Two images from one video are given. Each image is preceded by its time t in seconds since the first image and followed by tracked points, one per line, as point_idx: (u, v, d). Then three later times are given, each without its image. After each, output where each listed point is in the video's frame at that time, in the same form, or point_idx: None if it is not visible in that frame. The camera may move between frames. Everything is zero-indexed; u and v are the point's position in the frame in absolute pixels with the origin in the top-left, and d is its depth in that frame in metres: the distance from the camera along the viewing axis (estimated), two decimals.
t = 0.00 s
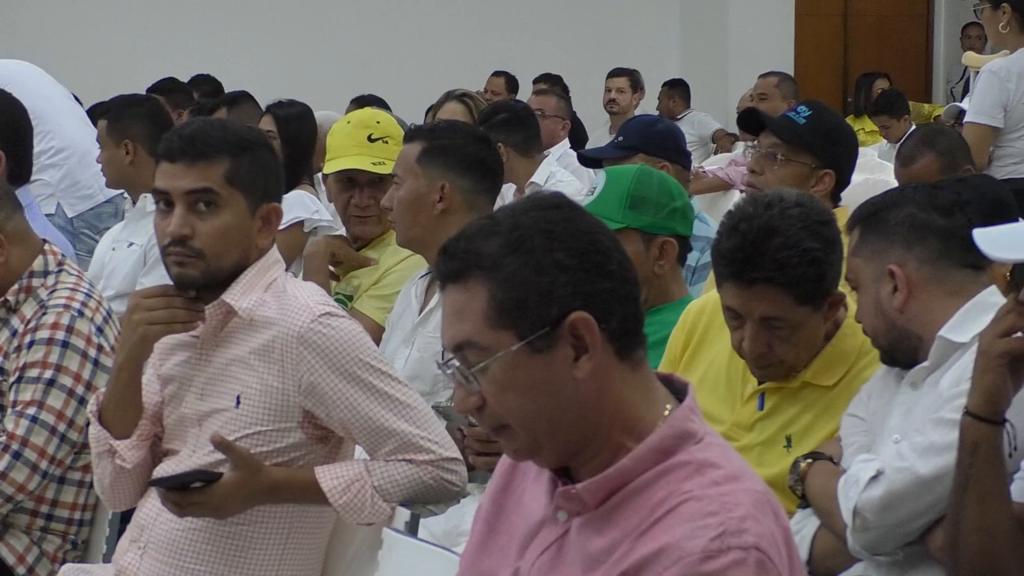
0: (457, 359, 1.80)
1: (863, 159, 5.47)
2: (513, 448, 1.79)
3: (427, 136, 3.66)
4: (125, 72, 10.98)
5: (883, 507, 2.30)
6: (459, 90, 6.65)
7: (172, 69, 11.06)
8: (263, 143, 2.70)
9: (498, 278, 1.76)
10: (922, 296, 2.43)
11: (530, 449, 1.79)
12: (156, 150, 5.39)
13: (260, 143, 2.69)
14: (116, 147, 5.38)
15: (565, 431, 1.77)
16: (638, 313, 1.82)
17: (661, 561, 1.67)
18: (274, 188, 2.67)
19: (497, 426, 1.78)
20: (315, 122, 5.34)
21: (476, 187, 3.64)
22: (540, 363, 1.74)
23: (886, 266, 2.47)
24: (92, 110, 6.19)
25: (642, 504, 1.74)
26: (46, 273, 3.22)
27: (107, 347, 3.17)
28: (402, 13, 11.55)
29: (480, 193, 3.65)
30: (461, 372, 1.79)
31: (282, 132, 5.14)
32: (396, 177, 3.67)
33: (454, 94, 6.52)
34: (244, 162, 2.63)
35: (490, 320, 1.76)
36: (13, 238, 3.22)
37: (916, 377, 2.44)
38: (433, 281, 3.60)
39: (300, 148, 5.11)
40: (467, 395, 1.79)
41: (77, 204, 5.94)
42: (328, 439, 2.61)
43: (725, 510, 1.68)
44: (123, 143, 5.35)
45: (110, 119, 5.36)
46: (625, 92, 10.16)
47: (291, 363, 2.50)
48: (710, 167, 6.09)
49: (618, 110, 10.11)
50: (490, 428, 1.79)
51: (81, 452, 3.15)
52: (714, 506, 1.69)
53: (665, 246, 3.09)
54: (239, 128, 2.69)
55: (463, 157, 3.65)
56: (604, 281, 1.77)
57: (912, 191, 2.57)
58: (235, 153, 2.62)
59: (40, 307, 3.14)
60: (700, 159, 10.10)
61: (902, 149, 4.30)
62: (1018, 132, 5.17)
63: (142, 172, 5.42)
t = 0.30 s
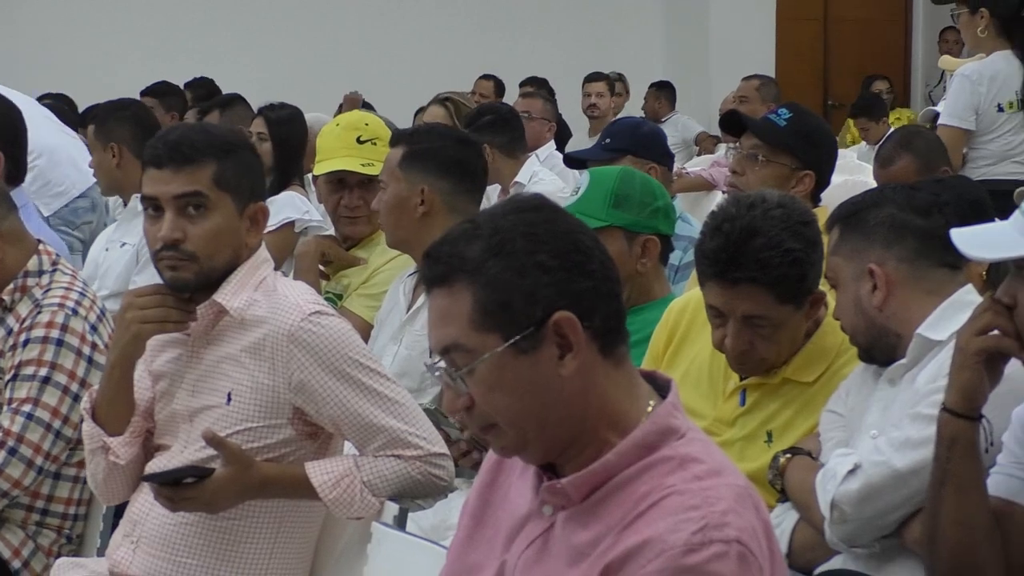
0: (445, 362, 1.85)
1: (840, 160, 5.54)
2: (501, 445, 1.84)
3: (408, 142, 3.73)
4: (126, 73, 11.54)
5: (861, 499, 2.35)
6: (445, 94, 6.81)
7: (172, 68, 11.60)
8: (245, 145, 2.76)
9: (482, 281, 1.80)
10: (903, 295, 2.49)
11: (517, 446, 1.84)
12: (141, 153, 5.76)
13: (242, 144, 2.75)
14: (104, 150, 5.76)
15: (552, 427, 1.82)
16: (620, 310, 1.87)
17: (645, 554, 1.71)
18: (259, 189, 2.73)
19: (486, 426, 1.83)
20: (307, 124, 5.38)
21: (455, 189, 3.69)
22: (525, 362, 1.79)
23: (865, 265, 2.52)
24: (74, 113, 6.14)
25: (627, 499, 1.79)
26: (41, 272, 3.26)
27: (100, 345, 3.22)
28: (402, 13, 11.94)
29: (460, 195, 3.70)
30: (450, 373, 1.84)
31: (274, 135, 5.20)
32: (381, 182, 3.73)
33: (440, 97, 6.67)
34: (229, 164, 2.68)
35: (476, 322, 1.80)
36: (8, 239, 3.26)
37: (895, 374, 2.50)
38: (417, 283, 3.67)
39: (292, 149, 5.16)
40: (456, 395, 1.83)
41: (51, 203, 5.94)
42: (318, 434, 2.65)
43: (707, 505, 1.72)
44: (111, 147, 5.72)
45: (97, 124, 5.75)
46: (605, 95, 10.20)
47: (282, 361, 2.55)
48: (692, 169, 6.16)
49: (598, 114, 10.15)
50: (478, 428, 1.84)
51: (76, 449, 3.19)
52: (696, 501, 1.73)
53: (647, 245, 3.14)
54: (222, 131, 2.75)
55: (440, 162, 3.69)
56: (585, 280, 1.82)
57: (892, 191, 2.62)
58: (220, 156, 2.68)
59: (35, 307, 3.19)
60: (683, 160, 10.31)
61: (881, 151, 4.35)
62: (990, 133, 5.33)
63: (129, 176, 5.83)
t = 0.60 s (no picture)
0: (429, 360, 1.85)
1: (821, 154, 5.59)
2: (489, 439, 1.84)
3: (380, 145, 3.82)
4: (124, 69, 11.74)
5: (838, 485, 2.40)
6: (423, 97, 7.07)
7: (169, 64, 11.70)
8: (227, 140, 2.80)
9: (459, 281, 1.80)
10: (882, 285, 2.54)
11: (504, 438, 1.84)
12: (122, 153, 5.82)
13: (224, 138, 2.79)
14: (83, 150, 5.79)
15: (537, 419, 1.82)
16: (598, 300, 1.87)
17: (626, 542, 1.70)
18: (243, 183, 2.76)
19: (472, 420, 1.83)
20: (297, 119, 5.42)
21: (420, 188, 3.75)
22: (506, 358, 1.79)
23: (847, 256, 2.57)
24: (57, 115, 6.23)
25: (609, 488, 1.78)
26: (35, 265, 3.30)
27: (93, 337, 3.26)
28: (402, 12, 12.22)
29: (426, 194, 3.75)
30: (435, 373, 1.84)
31: (263, 130, 5.24)
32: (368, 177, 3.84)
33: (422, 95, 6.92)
34: (210, 160, 2.72)
35: (456, 321, 1.80)
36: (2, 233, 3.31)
37: (873, 362, 2.55)
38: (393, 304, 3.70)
39: (282, 144, 5.20)
40: (443, 391, 1.84)
41: (38, 195, 6.09)
42: (307, 424, 2.70)
43: (688, 492, 1.71)
44: (89, 147, 5.76)
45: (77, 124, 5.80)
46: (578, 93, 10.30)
47: (271, 352, 2.60)
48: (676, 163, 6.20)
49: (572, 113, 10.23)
50: (465, 422, 1.85)
51: (69, 438, 3.24)
52: (677, 488, 1.72)
53: (646, 231, 3.38)
54: (203, 128, 2.78)
55: (401, 162, 3.75)
56: (562, 273, 1.82)
57: (873, 184, 2.67)
58: (201, 153, 2.71)
59: (29, 298, 3.23)
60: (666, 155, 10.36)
61: (860, 145, 4.40)
62: (964, 130, 5.42)
63: (109, 174, 5.85)
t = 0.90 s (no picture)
0: (423, 352, 1.89)
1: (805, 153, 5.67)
2: (480, 430, 1.89)
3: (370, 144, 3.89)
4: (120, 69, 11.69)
5: (821, 475, 2.45)
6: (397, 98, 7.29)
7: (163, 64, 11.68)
8: (204, 137, 2.81)
9: (454, 275, 1.85)
10: (866, 279, 2.60)
11: (495, 429, 1.88)
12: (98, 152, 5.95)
13: (200, 136, 2.80)
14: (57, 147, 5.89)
15: (528, 410, 1.86)
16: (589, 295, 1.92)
17: (614, 531, 1.75)
18: (221, 180, 2.77)
19: (464, 412, 1.88)
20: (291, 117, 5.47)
21: (409, 190, 3.81)
22: (498, 351, 1.83)
23: (831, 251, 2.62)
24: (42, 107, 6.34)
25: (597, 478, 1.83)
26: (34, 261, 3.36)
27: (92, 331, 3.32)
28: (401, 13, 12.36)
29: (416, 194, 3.81)
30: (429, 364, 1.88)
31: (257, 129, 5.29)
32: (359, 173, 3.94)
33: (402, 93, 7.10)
34: (180, 161, 2.74)
35: (452, 314, 1.85)
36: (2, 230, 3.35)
37: (855, 355, 2.61)
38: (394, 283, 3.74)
39: (276, 143, 5.26)
40: (435, 383, 1.89)
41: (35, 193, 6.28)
42: (301, 417, 2.76)
43: (674, 482, 1.76)
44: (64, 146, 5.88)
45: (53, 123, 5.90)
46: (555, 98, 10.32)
47: (266, 347, 2.65)
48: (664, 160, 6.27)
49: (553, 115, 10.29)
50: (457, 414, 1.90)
51: (69, 430, 3.29)
52: (663, 479, 1.77)
53: (635, 225, 3.45)
54: (180, 128, 2.80)
55: (387, 165, 3.80)
56: (554, 269, 1.86)
57: (858, 181, 2.73)
58: (171, 155, 2.73)
59: (29, 294, 3.29)
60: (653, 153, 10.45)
61: (843, 142, 4.46)
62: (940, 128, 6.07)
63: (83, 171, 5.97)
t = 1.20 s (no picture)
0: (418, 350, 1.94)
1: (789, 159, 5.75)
2: (471, 428, 1.94)
3: (363, 150, 3.94)
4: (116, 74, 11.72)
5: (804, 473, 2.51)
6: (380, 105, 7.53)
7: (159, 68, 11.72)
8: (186, 142, 2.86)
9: (457, 274, 1.90)
10: (849, 282, 2.66)
11: (487, 428, 1.93)
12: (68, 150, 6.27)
13: (181, 140, 2.85)
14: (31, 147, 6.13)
15: (521, 410, 1.91)
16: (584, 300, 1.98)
17: (602, 529, 1.80)
18: (207, 181, 2.82)
19: (456, 410, 1.92)
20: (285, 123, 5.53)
21: (401, 194, 3.87)
22: (496, 351, 1.89)
23: (814, 254, 2.68)
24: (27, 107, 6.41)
25: (586, 478, 1.88)
26: (34, 265, 3.41)
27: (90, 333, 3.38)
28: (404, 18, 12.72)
29: (410, 199, 3.87)
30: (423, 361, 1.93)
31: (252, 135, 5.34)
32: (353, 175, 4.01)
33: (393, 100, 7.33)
34: (163, 167, 2.79)
35: (454, 313, 1.89)
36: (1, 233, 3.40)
37: (837, 356, 2.67)
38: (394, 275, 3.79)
39: (271, 149, 5.31)
40: (429, 381, 1.93)
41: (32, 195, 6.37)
42: (296, 417, 2.82)
43: (660, 482, 1.81)
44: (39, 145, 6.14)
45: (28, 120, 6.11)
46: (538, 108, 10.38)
47: (261, 348, 2.71)
48: (651, 167, 6.34)
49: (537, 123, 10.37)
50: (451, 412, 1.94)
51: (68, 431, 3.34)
52: (651, 479, 1.82)
53: (621, 230, 3.51)
54: (161, 135, 2.86)
55: (382, 169, 3.86)
56: (554, 273, 1.92)
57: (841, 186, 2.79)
58: (153, 162, 2.78)
59: (29, 297, 3.34)
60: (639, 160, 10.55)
61: (826, 149, 4.54)
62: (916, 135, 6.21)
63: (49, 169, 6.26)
